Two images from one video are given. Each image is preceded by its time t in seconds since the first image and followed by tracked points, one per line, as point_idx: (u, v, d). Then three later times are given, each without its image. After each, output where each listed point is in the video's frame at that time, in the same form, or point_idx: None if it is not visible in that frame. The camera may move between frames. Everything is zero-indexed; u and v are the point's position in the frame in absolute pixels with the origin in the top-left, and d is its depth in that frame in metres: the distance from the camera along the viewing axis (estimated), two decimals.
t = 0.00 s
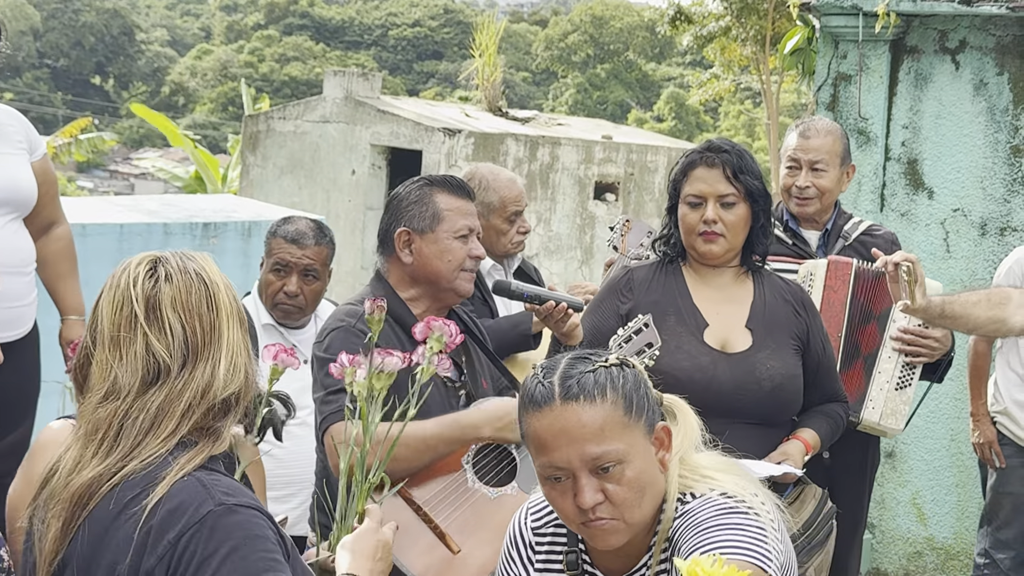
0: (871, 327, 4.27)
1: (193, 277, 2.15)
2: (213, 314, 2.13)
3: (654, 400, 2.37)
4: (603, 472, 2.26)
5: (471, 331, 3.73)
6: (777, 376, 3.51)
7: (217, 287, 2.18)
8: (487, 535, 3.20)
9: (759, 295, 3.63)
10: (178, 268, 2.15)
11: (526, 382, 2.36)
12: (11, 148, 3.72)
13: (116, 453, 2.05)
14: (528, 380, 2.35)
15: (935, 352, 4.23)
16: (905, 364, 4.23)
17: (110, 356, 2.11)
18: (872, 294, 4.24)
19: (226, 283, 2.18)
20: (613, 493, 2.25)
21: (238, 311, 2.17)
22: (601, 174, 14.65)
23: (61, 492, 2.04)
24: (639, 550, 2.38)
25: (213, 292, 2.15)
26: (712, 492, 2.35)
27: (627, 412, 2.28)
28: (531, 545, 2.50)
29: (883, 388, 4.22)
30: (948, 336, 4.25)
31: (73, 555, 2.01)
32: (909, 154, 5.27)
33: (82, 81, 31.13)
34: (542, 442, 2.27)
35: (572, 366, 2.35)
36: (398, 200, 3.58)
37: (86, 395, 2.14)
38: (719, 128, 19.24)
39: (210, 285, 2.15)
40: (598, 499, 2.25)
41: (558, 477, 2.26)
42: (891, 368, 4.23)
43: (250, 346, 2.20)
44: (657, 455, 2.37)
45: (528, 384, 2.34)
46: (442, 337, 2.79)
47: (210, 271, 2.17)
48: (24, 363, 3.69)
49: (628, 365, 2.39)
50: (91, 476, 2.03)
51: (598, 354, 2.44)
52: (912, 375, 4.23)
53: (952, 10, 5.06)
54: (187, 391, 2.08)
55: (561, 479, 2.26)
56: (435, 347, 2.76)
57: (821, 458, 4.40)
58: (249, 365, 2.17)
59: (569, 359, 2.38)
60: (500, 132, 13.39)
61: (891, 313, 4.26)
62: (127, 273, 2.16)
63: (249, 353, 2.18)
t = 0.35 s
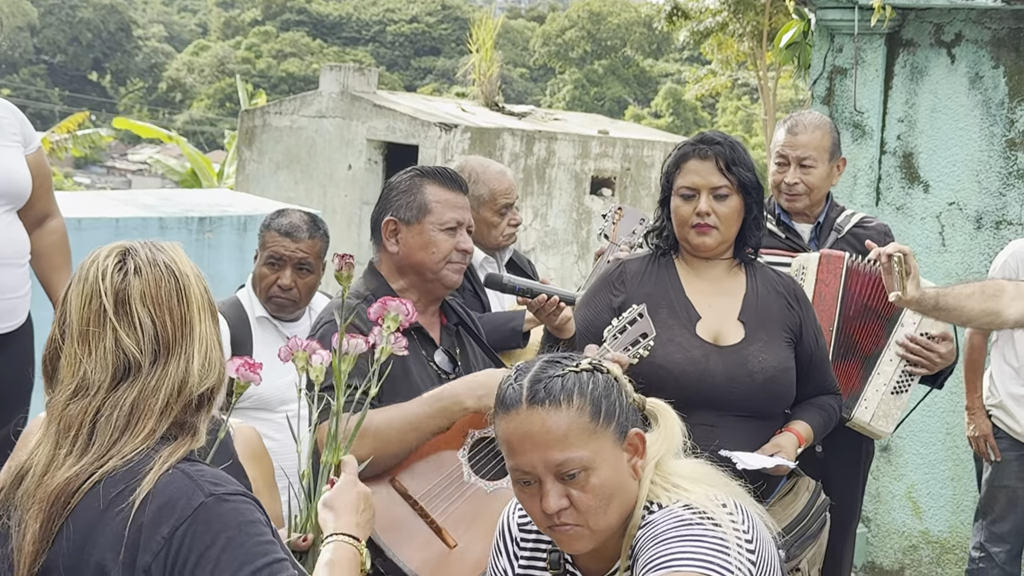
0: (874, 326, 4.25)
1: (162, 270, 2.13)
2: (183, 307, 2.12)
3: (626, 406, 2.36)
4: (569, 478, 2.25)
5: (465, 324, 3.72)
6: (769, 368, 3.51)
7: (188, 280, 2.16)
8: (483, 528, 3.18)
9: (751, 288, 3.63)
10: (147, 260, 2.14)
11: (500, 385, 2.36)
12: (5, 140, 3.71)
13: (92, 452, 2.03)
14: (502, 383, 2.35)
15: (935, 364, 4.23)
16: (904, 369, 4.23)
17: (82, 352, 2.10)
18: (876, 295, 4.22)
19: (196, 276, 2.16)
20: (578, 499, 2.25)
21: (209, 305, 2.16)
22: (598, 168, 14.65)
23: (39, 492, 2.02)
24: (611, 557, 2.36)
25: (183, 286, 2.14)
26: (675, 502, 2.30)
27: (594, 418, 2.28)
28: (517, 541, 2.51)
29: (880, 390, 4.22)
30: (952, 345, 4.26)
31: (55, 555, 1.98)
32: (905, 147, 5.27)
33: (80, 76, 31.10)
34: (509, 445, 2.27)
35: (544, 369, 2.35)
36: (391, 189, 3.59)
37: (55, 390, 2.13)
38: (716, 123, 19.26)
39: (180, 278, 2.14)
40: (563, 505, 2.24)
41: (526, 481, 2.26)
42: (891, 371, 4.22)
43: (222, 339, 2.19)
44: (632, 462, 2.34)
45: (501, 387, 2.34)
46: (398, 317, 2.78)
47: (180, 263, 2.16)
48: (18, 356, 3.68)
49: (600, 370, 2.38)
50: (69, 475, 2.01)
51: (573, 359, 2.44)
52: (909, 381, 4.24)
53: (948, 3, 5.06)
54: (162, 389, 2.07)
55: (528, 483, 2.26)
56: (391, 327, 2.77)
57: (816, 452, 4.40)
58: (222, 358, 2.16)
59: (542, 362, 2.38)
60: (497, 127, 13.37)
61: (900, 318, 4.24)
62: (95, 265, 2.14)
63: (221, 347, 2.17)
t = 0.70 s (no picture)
0: (877, 326, 4.23)
1: (145, 260, 2.13)
2: (166, 298, 2.12)
3: (614, 410, 2.38)
4: (558, 486, 2.28)
5: (465, 317, 3.72)
6: (768, 360, 3.51)
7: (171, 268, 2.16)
8: (480, 521, 3.20)
9: (749, 279, 3.62)
10: (130, 250, 2.13)
11: (489, 392, 2.39)
12: (8, 133, 3.72)
13: (80, 445, 2.05)
14: (491, 390, 2.38)
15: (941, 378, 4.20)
16: (910, 379, 4.21)
17: (66, 344, 2.11)
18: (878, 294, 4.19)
19: (179, 265, 2.16)
20: (567, 506, 2.28)
21: (193, 294, 2.16)
22: (597, 163, 14.65)
23: (29, 485, 2.04)
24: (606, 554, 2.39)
25: (165, 276, 2.13)
26: (665, 500, 2.33)
27: (579, 427, 2.29)
28: (514, 538, 2.54)
29: (882, 396, 4.22)
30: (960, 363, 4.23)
31: (50, 544, 2.01)
32: (904, 141, 5.28)
33: (78, 71, 31.06)
34: (500, 454, 2.31)
35: (529, 378, 2.37)
36: (391, 181, 3.59)
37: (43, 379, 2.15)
38: (714, 117, 19.25)
39: (162, 268, 2.13)
40: (553, 512, 2.28)
41: (517, 489, 2.30)
42: (896, 377, 4.21)
43: (208, 326, 2.20)
44: (622, 465, 2.36)
45: (490, 396, 2.37)
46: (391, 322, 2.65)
47: (163, 252, 2.15)
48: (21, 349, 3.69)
49: (587, 375, 2.40)
50: (57, 470, 2.03)
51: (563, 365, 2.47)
52: (914, 391, 4.23)
53: None
54: (145, 381, 2.09)
55: (520, 490, 2.30)
56: (385, 332, 2.64)
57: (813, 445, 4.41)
58: (205, 347, 2.16)
59: (530, 369, 2.40)
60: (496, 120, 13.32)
61: (915, 326, 4.22)
62: (79, 255, 2.14)
63: (205, 335, 2.18)
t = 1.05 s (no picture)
0: (867, 306, 4.26)
1: (141, 249, 2.13)
2: (163, 284, 2.13)
3: (601, 406, 2.32)
4: (543, 486, 2.30)
5: (464, 311, 3.74)
6: (768, 352, 3.51)
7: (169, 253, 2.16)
8: (479, 516, 3.27)
9: (748, 272, 3.63)
10: (127, 239, 2.14)
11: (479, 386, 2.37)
12: (13, 127, 3.72)
13: (88, 435, 2.08)
14: (480, 386, 2.37)
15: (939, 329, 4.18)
16: (911, 342, 4.21)
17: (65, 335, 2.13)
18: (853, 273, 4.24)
19: (176, 250, 2.16)
20: (555, 504, 2.32)
21: (192, 278, 2.17)
22: (596, 157, 14.63)
23: (41, 478, 2.06)
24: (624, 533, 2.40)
25: (162, 262, 2.14)
26: (692, 498, 2.32)
27: (555, 433, 2.26)
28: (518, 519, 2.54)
29: (894, 371, 4.23)
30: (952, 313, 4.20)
31: (68, 533, 2.04)
32: (904, 134, 5.29)
33: (77, 66, 31.01)
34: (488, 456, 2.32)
35: (511, 379, 2.34)
36: (397, 176, 3.56)
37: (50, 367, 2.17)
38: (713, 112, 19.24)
39: (158, 255, 2.14)
40: (543, 507, 2.33)
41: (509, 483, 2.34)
42: (897, 349, 4.21)
43: (209, 308, 2.21)
44: (613, 462, 2.34)
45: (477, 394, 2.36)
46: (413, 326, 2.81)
47: (160, 239, 2.15)
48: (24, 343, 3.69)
49: (565, 377, 2.32)
50: (68, 461, 2.05)
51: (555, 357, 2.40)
52: (921, 354, 4.21)
53: None
54: (147, 366, 2.11)
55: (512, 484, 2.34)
56: (408, 336, 2.81)
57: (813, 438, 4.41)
58: (205, 329, 2.18)
59: (513, 369, 2.36)
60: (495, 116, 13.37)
61: (894, 294, 4.23)
62: (77, 245, 2.15)
63: (206, 316, 2.19)
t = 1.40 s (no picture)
0: (862, 298, 4.25)
1: (150, 242, 2.12)
2: (172, 278, 2.11)
3: (636, 391, 2.35)
4: (577, 469, 2.32)
5: (470, 305, 3.73)
6: (766, 350, 3.51)
7: (180, 246, 2.15)
8: (478, 511, 3.17)
9: (747, 269, 3.62)
10: (136, 233, 2.13)
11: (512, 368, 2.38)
12: (13, 123, 3.71)
13: (101, 427, 2.08)
14: (513, 368, 2.37)
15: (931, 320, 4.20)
16: (902, 333, 4.22)
17: (77, 329, 2.13)
18: (855, 263, 4.23)
19: (186, 244, 2.14)
20: (586, 486, 2.33)
21: (203, 272, 2.15)
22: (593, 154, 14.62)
23: (54, 470, 2.06)
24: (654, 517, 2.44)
25: (172, 254, 2.12)
26: (736, 485, 2.36)
27: (593, 418, 2.28)
28: (532, 505, 2.56)
29: (885, 361, 4.23)
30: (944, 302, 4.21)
31: (83, 522, 2.05)
32: (902, 131, 5.28)
33: (74, 63, 31.00)
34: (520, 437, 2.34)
35: (549, 362, 2.34)
36: (400, 172, 3.54)
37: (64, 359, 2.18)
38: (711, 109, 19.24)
39: (168, 248, 2.12)
40: (574, 489, 2.34)
41: (540, 465, 2.35)
42: (890, 340, 4.23)
43: (222, 301, 2.19)
44: (645, 445, 2.37)
45: (513, 373, 2.36)
46: (450, 329, 2.73)
47: (170, 232, 2.14)
48: (23, 339, 3.68)
49: (604, 362, 2.33)
50: (81, 454, 2.05)
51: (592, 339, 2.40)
52: (913, 344, 4.22)
53: None
54: (158, 357, 2.10)
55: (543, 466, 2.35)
56: (442, 338, 2.73)
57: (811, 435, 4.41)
58: (218, 322, 2.17)
59: (550, 351, 2.36)
60: (492, 112, 13.37)
61: (885, 284, 4.25)
62: (88, 239, 2.15)
63: (219, 310, 2.18)
